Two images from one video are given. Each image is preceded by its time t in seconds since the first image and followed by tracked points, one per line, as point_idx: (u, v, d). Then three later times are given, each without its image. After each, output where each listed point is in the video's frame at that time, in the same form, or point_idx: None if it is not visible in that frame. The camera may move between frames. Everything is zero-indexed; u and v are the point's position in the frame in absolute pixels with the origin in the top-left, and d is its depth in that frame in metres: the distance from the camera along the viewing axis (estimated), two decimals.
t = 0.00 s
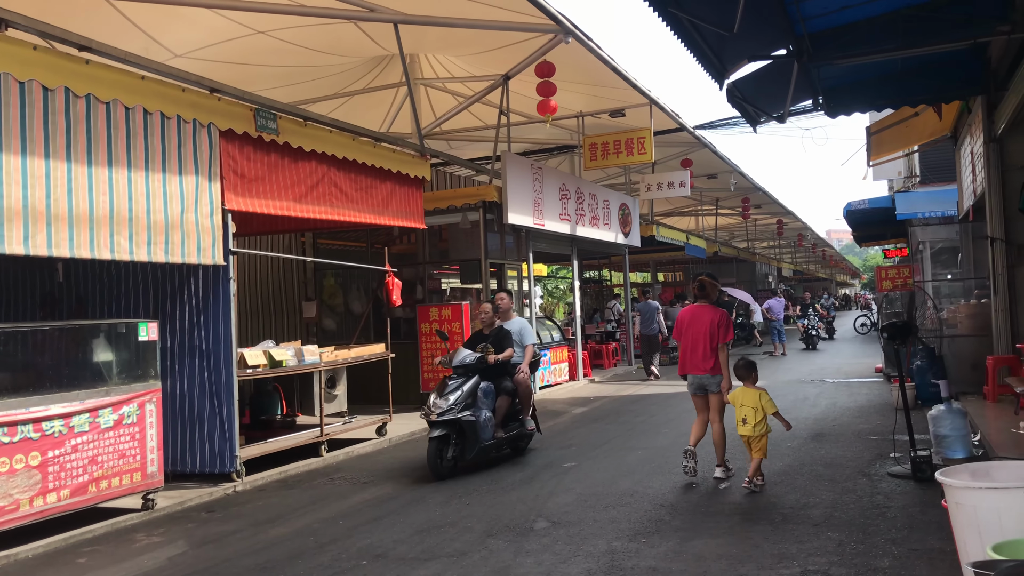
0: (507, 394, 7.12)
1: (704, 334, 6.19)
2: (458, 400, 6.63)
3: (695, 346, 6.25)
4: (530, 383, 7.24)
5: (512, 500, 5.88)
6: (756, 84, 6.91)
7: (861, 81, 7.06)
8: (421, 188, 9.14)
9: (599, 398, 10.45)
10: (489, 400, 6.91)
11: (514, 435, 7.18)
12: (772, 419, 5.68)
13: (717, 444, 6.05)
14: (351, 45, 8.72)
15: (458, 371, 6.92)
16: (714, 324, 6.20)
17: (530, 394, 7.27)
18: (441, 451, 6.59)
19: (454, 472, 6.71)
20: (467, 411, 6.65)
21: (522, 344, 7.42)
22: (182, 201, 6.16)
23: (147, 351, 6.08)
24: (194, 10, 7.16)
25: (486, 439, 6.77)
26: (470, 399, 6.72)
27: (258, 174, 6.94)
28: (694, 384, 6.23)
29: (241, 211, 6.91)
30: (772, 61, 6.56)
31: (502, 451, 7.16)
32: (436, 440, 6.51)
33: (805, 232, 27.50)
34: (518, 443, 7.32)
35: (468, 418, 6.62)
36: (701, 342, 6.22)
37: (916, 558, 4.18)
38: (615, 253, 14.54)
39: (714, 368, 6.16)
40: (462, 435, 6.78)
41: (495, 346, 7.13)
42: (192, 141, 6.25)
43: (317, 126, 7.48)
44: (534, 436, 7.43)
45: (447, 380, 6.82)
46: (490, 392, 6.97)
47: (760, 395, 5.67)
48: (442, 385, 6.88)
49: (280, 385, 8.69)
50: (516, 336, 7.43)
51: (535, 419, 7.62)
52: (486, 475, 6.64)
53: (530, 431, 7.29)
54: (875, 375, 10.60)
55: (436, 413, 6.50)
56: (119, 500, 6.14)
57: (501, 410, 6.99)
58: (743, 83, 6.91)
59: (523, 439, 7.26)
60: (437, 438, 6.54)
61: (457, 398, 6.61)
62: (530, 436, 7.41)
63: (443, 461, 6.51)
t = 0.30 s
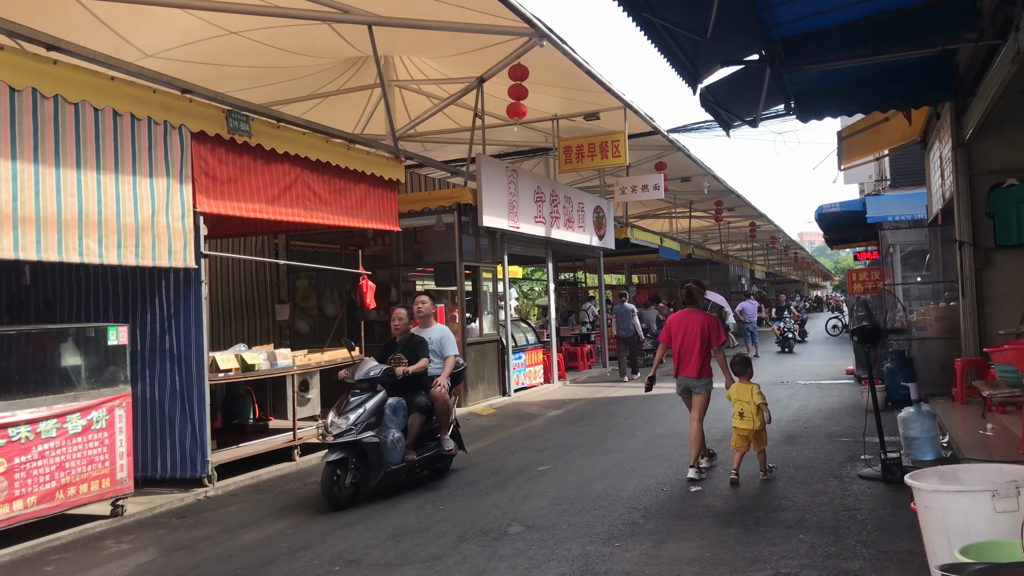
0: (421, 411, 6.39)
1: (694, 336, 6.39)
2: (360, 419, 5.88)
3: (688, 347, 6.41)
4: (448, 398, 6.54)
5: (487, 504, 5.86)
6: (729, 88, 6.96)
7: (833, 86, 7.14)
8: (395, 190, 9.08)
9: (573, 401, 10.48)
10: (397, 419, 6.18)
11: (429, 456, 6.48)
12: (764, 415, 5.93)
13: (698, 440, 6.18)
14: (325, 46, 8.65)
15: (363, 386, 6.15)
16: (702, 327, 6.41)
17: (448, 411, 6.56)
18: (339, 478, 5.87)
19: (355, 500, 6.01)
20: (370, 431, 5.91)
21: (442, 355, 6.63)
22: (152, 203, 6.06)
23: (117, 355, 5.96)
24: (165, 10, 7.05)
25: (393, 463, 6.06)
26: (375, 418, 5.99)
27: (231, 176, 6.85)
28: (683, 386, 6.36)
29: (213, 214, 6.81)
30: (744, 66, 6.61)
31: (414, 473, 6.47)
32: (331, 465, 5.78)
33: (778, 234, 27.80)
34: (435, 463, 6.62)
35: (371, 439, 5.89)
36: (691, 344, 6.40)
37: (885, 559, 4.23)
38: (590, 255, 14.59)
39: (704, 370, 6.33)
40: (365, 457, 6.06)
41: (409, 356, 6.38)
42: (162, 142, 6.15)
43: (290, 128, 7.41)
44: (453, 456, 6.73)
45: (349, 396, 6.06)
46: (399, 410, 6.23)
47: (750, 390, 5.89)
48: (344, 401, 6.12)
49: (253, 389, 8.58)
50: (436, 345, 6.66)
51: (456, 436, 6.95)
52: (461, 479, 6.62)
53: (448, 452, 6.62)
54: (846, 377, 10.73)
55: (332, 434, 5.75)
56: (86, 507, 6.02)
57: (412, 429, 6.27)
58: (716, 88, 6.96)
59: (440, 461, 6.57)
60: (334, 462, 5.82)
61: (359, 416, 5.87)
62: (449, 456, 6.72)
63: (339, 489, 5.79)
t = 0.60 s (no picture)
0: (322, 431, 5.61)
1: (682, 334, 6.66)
2: (244, 442, 5.08)
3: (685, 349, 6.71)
4: (354, 418, 5.73)
5: (465, 508, 5.84)
6: (706, 92, 7.00)
7: (808, 90, 7.22)
8: (373, 193, 9.04)
9: (552, 403, 10.50)
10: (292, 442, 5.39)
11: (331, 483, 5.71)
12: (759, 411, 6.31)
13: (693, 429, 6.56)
14: (303, 47, 8.60)
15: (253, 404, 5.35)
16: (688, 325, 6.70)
17: (355, 432, 5.77)
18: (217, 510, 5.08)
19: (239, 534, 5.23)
20: (255, 457, 5.11)
21: (351, 367, 5.86)
22: (127, 205, 5.98)
23: (91, 359, 5.87)
24: (139, 9, 6.96)
25: (284, 492, 5.28)
26: (263, 442, 5.19)
27: (207, 178, 6.77)
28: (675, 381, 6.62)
29: (188, 216, 6.74)
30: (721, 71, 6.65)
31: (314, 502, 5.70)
32: (209, 495, 4.99)
33: (755, 237, 28.05)
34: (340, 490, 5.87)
35: (256, 466, 5.09)
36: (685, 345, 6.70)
37: (860, 561, 4.27)
38: (569, 257, 14.62)
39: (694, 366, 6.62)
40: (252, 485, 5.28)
41: (311, 369, 5.61)
42: (138, 143, 6.06)
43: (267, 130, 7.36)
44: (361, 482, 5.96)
45: (235, 416, 5.25)
46: (296, 430, 5.45)
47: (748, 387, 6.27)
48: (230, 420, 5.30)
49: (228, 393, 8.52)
50: (345, 356, 5.88)
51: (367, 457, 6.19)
52: (439, 482, 6.60)
53: (355, 478, 5.85)
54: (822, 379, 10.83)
55: (209, 461, 4.94)
56: (59, 513, 5.92)
57: (310, 453, 5.49)
58: (693, 92, 7.00)
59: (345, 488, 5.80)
60: (211, 492, 5.02)
61: (243, 440, 5.06)
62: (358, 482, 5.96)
63: (217, 523, 5.01)
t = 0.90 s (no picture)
0: (208, 457, 4.74)
1: (676, 337, 6.83)
2: (105, 473, 4.15)
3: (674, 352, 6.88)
4: (247, 441, 4.85)
5: (446, 510, 5.82)
6: (686, 96, 7.04)
7: (788, 94, 7.28)
8: (354, 194, 8.99)
9: (533, 406, 10.50)
10: (169, 471, 4.51)
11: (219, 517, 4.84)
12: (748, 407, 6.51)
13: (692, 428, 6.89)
14: (284, 49, 8.56)
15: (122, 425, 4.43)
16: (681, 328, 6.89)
17: (249, 457, 4.88)
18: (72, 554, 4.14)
19: None
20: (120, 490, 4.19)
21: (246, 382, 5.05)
22: (105, 207, 5.90)
23: (68, 362, 5.78)
24: (116, 10, 6.89)
25: (156, 529, 4.39)
26: (130, 471, 4.27)
27: (186, 179, 6.71)
28: (666, 382, 6.82)
29: (167, 217, 6.67)
30: (701, 74, 6.68)
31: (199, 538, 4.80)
32: (59, 538, 4.05)
33: (735, 239, 28.27)
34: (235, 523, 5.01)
35: (120, 501, 4.17)
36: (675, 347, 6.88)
37: (837, 562, 4.31)
38: (551, 259, 14.64)
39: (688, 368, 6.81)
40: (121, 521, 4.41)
41: (196, 384, 4.81)
42: (115, 144, 5.99)
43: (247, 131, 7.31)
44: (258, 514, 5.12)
45: (98, 439, 4.35)
46: (176, 456, 4.57)
47: (736, 384, 6.40)
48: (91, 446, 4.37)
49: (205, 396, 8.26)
50: (241, 368, 5.08)
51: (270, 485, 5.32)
52: (420, 485, 6.56)
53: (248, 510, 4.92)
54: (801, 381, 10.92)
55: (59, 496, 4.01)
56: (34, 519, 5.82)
57: (191, 482, 4.62)
58: (674, 95, 7.03)
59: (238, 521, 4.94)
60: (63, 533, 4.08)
61: (103, 470, 4.14)
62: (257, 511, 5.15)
63: (69, 569, 4.09)
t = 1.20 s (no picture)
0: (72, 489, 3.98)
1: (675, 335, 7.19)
2: None
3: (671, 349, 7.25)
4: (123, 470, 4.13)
5: (429, 512, 5.81)
6: (669, 98, 7.07)
7: (770, 96, 7.33)
8: (338, 195, 8.96)
9: (517, 406, 10.51)
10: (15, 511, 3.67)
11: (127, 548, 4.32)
12: (736, 405, 6.61)
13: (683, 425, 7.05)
14: (267, 49, 8.52)
15: None
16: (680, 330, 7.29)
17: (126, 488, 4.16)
18: None
19: None
20: None
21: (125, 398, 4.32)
22: (86, 208, 5.84)
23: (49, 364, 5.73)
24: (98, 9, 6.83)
25: None
26: None
27: (169, 180, 6.66)
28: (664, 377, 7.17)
29: (149, 218, 6.61)
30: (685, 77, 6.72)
31: None
32: None
33: (718, 240, 28.44)
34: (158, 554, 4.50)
35: None
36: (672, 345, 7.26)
37: (818, 561, 4.35)
38: (535, 260, 14.66)
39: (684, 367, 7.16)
40: None
41: (56, 403, 4.01)
42: (97, 145, 5.93)
43: (230, 132, 7.27)
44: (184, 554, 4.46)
45: None
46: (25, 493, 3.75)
47: (720, 379, 6.59)
48: None
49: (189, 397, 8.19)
50: (119, 381, 4.34)
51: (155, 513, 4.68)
52: (405, 487, 6.55)
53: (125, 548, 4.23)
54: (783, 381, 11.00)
55: None
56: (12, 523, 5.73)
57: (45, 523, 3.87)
58: (657, 97, 7.06)
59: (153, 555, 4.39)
60: None
61: None
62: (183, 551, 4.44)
63: None
